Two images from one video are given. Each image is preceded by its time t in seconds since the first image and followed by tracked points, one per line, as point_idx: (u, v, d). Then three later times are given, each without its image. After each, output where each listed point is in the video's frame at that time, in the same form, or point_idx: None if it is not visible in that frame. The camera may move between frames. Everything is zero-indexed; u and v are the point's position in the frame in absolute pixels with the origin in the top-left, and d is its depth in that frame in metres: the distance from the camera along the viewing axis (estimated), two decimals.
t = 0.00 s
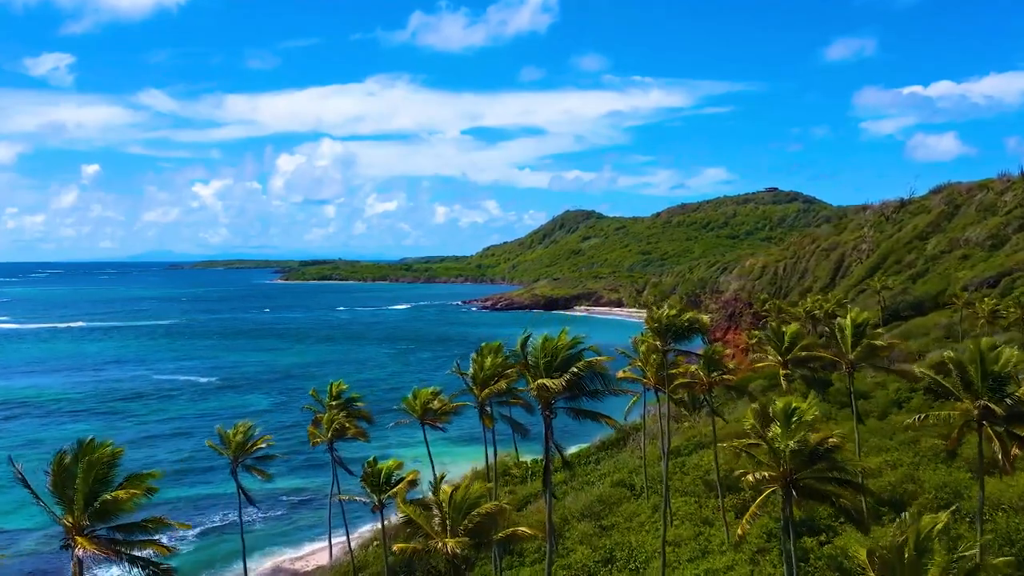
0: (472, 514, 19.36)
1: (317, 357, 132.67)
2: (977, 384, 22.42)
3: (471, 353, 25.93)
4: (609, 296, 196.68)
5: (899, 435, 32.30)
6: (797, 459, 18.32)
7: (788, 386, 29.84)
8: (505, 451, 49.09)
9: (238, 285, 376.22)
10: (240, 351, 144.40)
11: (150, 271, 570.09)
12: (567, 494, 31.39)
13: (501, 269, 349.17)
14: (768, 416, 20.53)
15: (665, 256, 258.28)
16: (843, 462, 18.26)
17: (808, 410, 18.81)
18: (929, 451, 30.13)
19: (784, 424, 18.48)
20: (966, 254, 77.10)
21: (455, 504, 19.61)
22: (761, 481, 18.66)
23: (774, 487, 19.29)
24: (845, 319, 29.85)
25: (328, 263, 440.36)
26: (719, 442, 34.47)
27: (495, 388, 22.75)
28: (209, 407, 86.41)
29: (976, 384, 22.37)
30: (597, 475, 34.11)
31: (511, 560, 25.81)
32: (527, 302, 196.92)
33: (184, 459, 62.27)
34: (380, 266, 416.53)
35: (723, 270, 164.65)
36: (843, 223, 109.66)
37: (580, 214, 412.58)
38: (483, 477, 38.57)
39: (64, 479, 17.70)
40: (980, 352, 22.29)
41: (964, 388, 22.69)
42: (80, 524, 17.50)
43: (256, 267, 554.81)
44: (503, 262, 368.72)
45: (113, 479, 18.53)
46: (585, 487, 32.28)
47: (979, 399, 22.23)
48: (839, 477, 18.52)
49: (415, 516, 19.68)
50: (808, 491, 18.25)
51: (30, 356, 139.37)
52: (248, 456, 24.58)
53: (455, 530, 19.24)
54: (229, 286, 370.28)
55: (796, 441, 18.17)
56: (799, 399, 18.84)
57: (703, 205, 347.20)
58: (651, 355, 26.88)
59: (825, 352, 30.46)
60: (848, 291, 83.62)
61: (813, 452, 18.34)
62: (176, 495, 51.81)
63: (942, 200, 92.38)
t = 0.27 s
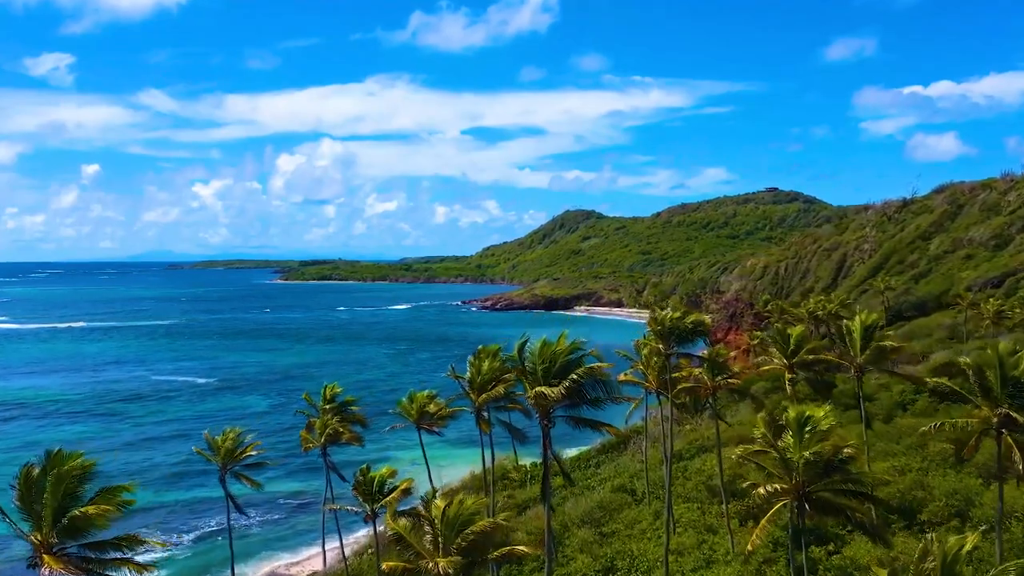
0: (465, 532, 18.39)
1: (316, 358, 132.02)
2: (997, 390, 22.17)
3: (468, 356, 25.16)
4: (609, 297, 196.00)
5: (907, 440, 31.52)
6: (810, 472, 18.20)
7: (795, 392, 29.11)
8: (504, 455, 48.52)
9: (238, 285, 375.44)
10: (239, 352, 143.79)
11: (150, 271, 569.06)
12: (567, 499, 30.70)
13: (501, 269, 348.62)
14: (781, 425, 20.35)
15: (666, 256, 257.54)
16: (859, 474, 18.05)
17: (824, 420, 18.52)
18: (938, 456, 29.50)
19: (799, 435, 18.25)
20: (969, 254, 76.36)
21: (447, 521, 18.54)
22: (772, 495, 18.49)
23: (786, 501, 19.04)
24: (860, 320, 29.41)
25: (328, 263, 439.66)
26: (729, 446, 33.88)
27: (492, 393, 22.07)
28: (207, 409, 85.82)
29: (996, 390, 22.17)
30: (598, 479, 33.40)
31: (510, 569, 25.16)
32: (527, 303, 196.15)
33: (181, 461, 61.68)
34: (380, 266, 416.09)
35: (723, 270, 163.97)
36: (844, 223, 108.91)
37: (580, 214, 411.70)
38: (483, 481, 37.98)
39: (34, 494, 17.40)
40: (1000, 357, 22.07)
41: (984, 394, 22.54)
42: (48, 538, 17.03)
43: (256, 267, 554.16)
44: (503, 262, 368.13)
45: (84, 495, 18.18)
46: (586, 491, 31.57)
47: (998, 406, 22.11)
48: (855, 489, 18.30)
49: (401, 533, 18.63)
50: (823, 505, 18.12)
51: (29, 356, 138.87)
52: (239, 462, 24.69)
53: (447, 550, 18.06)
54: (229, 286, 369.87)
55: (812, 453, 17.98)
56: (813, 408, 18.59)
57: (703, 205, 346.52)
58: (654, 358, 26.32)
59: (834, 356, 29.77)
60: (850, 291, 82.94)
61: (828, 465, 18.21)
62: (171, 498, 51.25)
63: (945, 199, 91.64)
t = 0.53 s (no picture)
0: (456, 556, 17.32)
1: (315, 358, 131.26)
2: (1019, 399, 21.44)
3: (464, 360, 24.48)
4: (609, 297, 195.22)
5: (916, 444, 30.74)
6: (826, 488, 17.65)
7: (803, 396, 28.38)
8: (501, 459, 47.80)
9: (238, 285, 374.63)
10: (237, 352, 143.06)
11: (150, 271, 568.27)
12: (568, 506, 29.92)
13: (501, 269, 347.89)
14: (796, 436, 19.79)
15: (666, 256, 256.66)
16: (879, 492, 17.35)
17: (841, 432, 17.94)
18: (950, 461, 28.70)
19: (816, 448, 17.67)
20: (974, 254, 75.52)
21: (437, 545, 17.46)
22: (788, 513, 17.80)
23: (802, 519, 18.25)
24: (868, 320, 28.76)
25: (327, 263, 438.87)
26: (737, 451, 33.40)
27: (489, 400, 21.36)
28: (204, 411, 85.11)
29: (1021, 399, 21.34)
30: (599, 484, 32.61)
31: None
32: (527, 303, 195.28)
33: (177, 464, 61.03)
34: (380, 266, 415.38)
35: (724, 270, 163.19)
36: (847, 223, 107.98)
37: (580, 214, 410.80)
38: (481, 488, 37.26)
39: None
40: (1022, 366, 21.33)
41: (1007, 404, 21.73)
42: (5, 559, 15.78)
43: (256, 267, 553.46)
44: (503, 262, 367.38)
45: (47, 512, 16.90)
46: (587, 498, 30.76)
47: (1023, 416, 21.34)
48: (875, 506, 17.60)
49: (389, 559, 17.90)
50: (842, 522, 17.51)
51: (26, 356, 138.20)
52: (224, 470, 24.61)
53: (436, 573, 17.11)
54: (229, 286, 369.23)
55: (830, 467, 17.42)
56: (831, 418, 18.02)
57: (702, 205, 345.37)
58: (658, 362, 25.56)
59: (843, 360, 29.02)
60: (853, 291, 82.12)
61: (846, 479, 17.65)
62: (166, 502, 50.53)
63: (948, 199, 90.78)
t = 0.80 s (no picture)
0: None
1: (313, 359, 130.51)
2: None
3: (461, 364, 23.73)
4: (609, 297, 194.48)
5: (925, 450, 29.89)
6: (848, 505, 16.80)
7: (811, 402, 27.64)
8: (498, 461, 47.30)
9: (237, 286, 373.84)
10: (236, 353, 142.38)
11: (150, 271, 567.53)
12: (567, 513, 29.16)
13: (501, 268, 347.31)
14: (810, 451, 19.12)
15: (666, 256, 255.93)
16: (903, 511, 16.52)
17: (861, 446, 17.26)
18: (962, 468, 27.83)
19: (834, 461, 16.99)
20: (978, 254, 74.68)
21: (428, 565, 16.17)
22: (805, 530, 16.86)
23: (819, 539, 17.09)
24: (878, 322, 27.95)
25: (326, 263, 438.19)
26: (742, 456, 33.05)
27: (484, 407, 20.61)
28: (201, 413, 84.35)
29: None
30: (599, 491, 31.82)
31: None
32: (527, 303, 194.49)
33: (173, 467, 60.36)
34: (380, 266, 414.87)
35: (725, 270, 162.43)
36: (848, 223, 107.18)
37: (580, 214, 410.06)
38: (480, 495, 36.64)
39: None
40: None
41: None
42: None
43: (255, 267, 552.71)
44: (503, 262, 366.79)
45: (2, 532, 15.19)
46: (586, 505, 29.97)
47: None
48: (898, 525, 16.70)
49: None
50: (862, 543, 16.49)
51: (24, 357, 137.54)
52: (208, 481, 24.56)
53: None
54: (228, 286, 368.79)
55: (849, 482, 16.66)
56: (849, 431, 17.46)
57: (702, 205, 344.65)
58: (661, 367, 24.91)
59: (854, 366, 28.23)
60: (856, 292, 81.31)
61: (866, 495, 16.86)
62: (161, 507, 49.79)
63: (952, 198, 89.94)
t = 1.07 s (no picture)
0: None
1: (313, 360, 129.88)
2: None
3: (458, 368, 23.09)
4: (609, 297, 193.86)
5: (933, 455, 29.32)
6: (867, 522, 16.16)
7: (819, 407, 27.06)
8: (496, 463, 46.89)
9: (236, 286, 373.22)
10: (235, 353, 141.69)
11: (150, 271, 566.74)
12: (567, 519, 28.52)
13: (501, 269, 346.80)
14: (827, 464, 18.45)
15: (666, 256, 255.33)
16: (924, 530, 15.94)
17: (881, 460, 16.66)
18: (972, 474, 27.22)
19: (853, 477, 16.38)
20: (982, 254, 73.95)
21: None
22: (822, 548, 16.23)
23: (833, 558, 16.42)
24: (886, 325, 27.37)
25: (326, 263, 437.62)
26: (745, 460, 32.62)
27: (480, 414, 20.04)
28: (199, 414, 83.70)
29: None
30: (599, 496, 31.14)
31: None
32: (526, 303, 193.84)
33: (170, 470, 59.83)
34: (380, 266, 414.41)
35: (725, 270, 161.82)
36: (850, 223, 106.45)
37: (580, 214, 409.43)
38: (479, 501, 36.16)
39: None
40: None
41: None
42: None
43: (255, 267, 552.09)
44: (503, 262, 366.35)
45: None
46: (586, 511, 29.30)
47: None
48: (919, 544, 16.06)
49: None
50: (883, 563, 15.77)
51: (23, 358, 136.98)
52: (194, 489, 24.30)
53: None
54: (228, 286, 368.44)
55: (870, 500, 16.04)
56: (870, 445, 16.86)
57: (702, 205, 343.98)
58: (663, 371, 24.42)
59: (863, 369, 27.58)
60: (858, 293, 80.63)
61: (889, 513, 16.20)
62: (157, 511, 49.14)
63: (955, 198, 89.18)
